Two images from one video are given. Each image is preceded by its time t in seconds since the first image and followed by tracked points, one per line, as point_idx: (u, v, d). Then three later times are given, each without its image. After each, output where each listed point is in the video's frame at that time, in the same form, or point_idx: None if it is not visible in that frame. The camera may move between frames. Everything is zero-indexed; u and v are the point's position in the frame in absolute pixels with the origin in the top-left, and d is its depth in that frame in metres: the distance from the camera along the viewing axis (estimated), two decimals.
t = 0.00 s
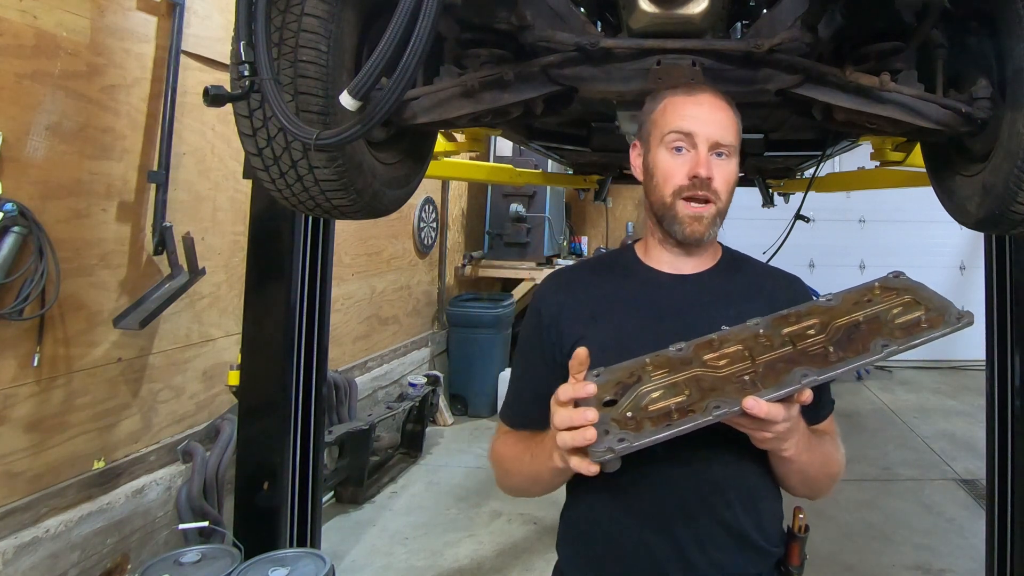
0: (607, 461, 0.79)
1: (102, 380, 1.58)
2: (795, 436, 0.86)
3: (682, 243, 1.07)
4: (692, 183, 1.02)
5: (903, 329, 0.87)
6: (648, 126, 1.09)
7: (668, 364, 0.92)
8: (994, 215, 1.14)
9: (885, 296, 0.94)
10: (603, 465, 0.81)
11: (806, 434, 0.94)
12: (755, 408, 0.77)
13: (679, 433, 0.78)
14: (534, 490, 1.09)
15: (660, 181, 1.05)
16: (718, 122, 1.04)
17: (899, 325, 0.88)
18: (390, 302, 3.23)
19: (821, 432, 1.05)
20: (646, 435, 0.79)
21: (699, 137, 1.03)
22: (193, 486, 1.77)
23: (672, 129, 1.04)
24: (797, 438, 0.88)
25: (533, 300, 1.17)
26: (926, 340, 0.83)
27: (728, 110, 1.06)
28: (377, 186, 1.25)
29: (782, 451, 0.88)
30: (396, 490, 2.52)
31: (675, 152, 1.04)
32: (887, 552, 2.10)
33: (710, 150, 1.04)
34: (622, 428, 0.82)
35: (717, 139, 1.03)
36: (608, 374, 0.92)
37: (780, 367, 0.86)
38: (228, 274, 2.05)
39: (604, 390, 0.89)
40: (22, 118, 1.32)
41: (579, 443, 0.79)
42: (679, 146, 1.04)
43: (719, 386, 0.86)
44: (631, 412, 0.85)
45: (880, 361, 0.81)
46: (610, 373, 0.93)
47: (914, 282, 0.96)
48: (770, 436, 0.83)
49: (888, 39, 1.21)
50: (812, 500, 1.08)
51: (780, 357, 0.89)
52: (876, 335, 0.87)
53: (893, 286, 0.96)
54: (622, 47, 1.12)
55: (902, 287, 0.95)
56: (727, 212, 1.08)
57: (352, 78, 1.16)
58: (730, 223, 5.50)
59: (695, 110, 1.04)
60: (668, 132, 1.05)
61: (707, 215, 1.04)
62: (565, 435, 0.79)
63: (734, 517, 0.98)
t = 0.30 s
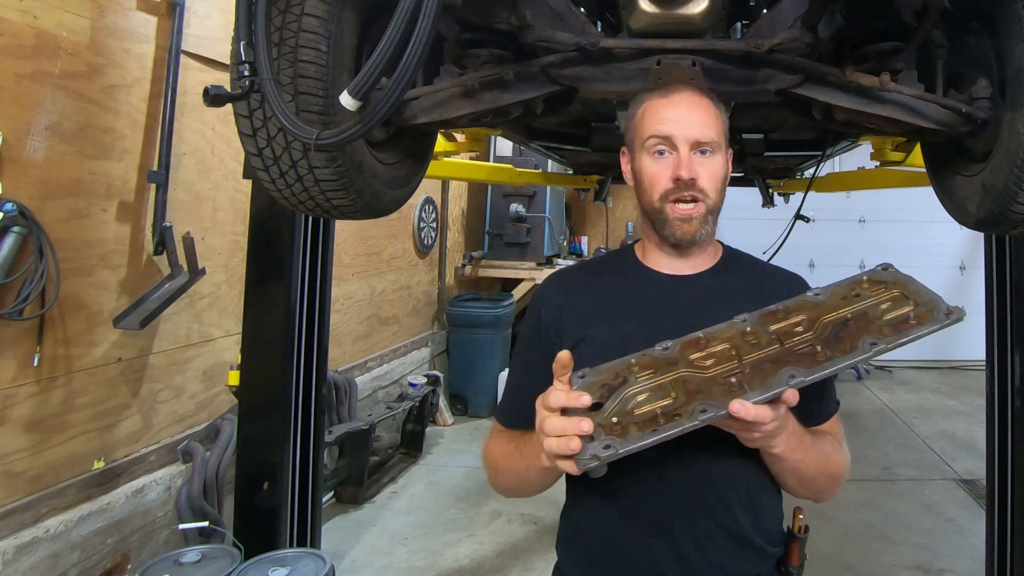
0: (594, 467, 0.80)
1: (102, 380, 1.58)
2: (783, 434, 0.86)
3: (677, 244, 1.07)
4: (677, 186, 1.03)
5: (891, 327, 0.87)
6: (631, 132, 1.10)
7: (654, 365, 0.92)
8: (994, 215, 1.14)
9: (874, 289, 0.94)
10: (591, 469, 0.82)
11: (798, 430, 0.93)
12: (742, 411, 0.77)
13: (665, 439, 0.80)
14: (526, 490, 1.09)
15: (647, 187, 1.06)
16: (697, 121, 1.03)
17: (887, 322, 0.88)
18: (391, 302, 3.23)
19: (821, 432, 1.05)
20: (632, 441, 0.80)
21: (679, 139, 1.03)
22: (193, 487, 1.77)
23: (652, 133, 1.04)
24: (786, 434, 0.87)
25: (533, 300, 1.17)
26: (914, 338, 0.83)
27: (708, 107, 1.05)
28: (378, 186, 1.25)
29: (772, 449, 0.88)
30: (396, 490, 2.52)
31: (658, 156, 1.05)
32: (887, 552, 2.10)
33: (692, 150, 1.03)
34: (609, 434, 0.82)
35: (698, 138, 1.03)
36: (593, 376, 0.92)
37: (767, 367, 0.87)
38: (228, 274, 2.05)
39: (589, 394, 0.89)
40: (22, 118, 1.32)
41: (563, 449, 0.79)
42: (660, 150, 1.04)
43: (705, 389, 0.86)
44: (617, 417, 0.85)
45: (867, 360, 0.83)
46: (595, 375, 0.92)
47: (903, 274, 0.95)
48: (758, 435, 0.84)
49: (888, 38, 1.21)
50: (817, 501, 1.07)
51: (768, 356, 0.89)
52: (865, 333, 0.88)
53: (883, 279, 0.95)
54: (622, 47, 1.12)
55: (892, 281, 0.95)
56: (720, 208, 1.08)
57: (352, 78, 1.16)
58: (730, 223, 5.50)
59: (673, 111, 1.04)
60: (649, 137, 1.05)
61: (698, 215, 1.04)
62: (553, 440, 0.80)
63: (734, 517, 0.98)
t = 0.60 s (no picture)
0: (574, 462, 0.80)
1: (102, 381, 1.58)
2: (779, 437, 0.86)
3: (666, 244, 1.07)
4: (656, 186, 1.03)
5: (888, 334, 0.86)
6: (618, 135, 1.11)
7: (644, 361, 0.93)
8: (994, 215, 1.14)
9: (876, 293, 0.94)
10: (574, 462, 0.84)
11: (798, 433, 0.93)
12: (724, 414, 0.77)
13: (646, 438, 0.80)
14: (533, 485, 1.10)
15: (632, 188, 1.07)
16: (674, 119, 1.03)
17: (884, 328, 0.88)
18: (390, 302, 3.23)
19: (821, 434, 1.05)
20: (613, 438, 0.80)
21: (657, 139, 1.03)
22: (193, 487, 1.77)
23: (632, 135, 1.06)
24: (781, 437, 0.87)
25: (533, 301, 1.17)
26: (911, 346, 0.83)
27: (688, 104, 1.05)
28: (377, 186, 1.25)
29: (769, 451, 0.88)
30: (395, 490, 2.52)
31: (639, 157, 1.06)
32: (887, 552, 2.10)
33: (672, 149, 1.03)
34: (591, 430, 0.83)
35: (676, 136, 1.03)
36: (584, 369, 0.94)
37: (756, 369, 0.87)
38: (228, 274, 2.05)
39: (578, 387, 0.91)
40: (22, 118, 1.32)
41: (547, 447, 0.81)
42: (641, 151, 1.05)
43: (691, 388, 0.86)
44: (600, 412, 0.86)
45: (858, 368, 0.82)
46: (586, 368, 0.94)
47: (907, 277, 0.96)
48: (750, 440, 0.83)
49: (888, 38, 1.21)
50: (822, 504, 1.06)
51: (758, 357, 0.89)
52: (859, 339, 0.87)
53: (886, 282, 0.96)
54: (622, 47, 1.12)
55: (894, 282, 0.95)
56: (708, 205, 1.06)
57: (352, 78, 1.16)
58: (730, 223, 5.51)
59: (652, 111, 1.05)
60: (630, 139, 1.06)
61: (680, 214, 1.03)
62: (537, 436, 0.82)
63: (734, 518, 0.97)
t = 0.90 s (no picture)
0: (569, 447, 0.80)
1: (102, 381, 1.58)
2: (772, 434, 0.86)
3: (661, 252, 1.07)
4: (650, 194, 1.03)
5: (885, 336, 0.86)
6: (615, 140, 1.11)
7: (642, 353, 0.93)
8: (994, 215, 1.14)
9: (876, 296, 0.94)
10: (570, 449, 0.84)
11: (791, 435, 0.93)
12: (717, 407, 0.77)
13: (639, 427, 0.80)
14: (529, 483, 1.10)
15: (628, 195, 1.08)
16: (670, 127, 1.03)
17: (882, 330, 0.88)
18: (390, 302, 3.23)
19: (821, 435, 1.05)
20: (607, 426, 0.81)
21: (652, 147, 1.03)
22: (193, 486, 1.77)
23: (628, 142, 1.06)
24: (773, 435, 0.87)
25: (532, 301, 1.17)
26: (908, 348, 0.83)
27: (685, 112, 1.04)
28: (377, 186, 1.25)
29: (760, 452, 0.89)
30: (395, 490, 2.52)
31: (635, 164, 1.06)
32: (887, 552, 2.10)
33: (667, 157, 1.03)
34: (586, 417, 0.83)
35: (671, 144, 1.02)
36: (582, 359, 0.95)
37: (752, 365, 0.87)
38: (228, 274, 2.05)
39: (576, 376, 0.91)
40: (23, 118, 1.32)
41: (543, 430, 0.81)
42: (637, 158, 1.05)
43: (686, 381, 0.87)
44: (596, 401, 0.87)
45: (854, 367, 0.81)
46: (584, 359, 0.95)
47: (908, 283, 0.95)
48: (744, 439, 0.82)
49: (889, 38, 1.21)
50: (823, 507, 1.06)
51: (755, 354, 0.89)
52: (857, 339, 0.87)
53: (886, 286, 0.96)
54: (622, 47, 1.12)
55: (895, 287, 0.95)
56: (703, 214, 1.06)
57: (352, 78, 1.16)
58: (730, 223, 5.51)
59: (649, 118, 1.04)
60: (626, 146, 1.06)
61: (674, 222, 1.03)
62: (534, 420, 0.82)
63: (734, 519, 0.98)
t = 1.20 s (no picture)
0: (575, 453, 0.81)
1: (102, 381, 1.58)
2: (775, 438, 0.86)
3: (667, 256, 1.08)
4: (664, 206, 1.02)
5: (891, 331, 0.86)
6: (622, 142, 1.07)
7: (647, 359, 0.94)
8: (994, 215, 1.14)
9: (880, 293, 0.94)
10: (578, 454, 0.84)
11: (795, 437, 0.93)
12: (717, 407, 0.76)
13: (645, 430, 0.80)
14: (533, 489, 1.09)
15: (636, 202, 1.06)
16: (686, 138, 1.00)
17: (887, 326, 0.88)
18: (391, 302, 3.23)
19: (821, 434, 1.05)
20: (612, 430, 0.80)
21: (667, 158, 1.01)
22: (193, 486, 1.77)
23: (641, 151, 1.02)
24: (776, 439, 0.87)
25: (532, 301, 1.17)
26: (912, 343, 0.82)
27: (699, 121, 1.02)
28: (377, 186, 1.26)
29: (765, 456, 0.89)
30: (396, 490, 2.52)
31: (647, 173, 1.03)
32: (887, 552, 2.11)
33: (681, 168, 1.01)
34: (591, 422, 0.83)
35: (686, 156, 1.00)
36: (588, 367, 0.95)
37: (756, 365, 0.87)
38: (228, 274, 2.05)
39: (582, 383, 0.91)
40: (23, 118, 1.32)
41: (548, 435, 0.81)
42: (649, 167, 1.03)
43: (691, 383, 0.87)
44: (601, 406, 0.87)
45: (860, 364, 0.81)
46: (590, 367, 0.95)
47: (913, 279, 0.96)
48: (745, 441, 0.82)
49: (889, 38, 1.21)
50: (823, 506, 1.06)
51: (759, 355, 0.89)
52: (862, 336, 0.87)
53: (891, 283, 0.96)
54: (622, 47, 1.12)
55: (899, 284, 0.95)
56: (710, 220, 1.06)
57: (352, 78, 1.16)
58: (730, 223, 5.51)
59: (663, 127, 1.01)
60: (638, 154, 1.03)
61: (685, 232, 1.03)
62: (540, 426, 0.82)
63: (734, 519, 0.97)
